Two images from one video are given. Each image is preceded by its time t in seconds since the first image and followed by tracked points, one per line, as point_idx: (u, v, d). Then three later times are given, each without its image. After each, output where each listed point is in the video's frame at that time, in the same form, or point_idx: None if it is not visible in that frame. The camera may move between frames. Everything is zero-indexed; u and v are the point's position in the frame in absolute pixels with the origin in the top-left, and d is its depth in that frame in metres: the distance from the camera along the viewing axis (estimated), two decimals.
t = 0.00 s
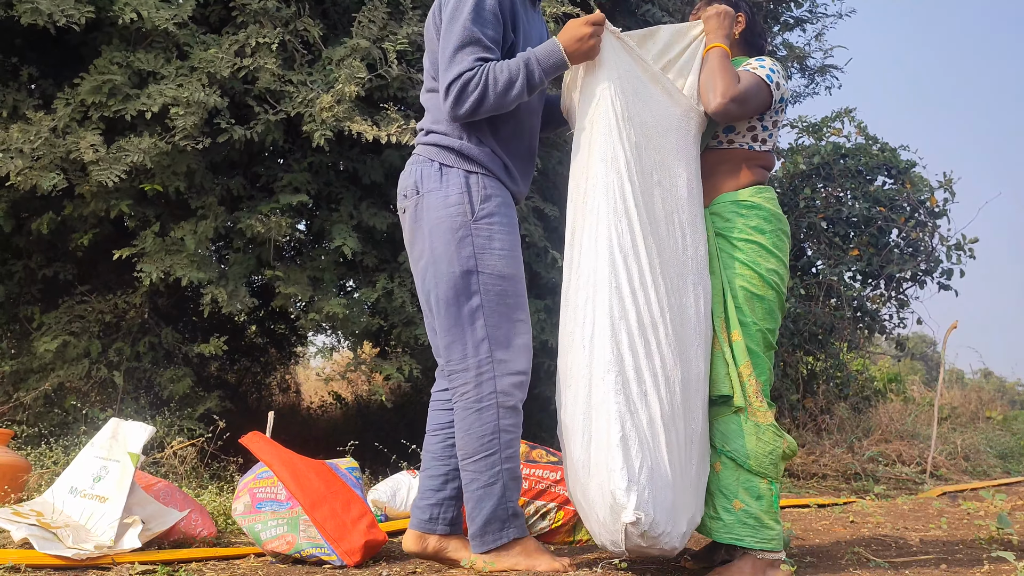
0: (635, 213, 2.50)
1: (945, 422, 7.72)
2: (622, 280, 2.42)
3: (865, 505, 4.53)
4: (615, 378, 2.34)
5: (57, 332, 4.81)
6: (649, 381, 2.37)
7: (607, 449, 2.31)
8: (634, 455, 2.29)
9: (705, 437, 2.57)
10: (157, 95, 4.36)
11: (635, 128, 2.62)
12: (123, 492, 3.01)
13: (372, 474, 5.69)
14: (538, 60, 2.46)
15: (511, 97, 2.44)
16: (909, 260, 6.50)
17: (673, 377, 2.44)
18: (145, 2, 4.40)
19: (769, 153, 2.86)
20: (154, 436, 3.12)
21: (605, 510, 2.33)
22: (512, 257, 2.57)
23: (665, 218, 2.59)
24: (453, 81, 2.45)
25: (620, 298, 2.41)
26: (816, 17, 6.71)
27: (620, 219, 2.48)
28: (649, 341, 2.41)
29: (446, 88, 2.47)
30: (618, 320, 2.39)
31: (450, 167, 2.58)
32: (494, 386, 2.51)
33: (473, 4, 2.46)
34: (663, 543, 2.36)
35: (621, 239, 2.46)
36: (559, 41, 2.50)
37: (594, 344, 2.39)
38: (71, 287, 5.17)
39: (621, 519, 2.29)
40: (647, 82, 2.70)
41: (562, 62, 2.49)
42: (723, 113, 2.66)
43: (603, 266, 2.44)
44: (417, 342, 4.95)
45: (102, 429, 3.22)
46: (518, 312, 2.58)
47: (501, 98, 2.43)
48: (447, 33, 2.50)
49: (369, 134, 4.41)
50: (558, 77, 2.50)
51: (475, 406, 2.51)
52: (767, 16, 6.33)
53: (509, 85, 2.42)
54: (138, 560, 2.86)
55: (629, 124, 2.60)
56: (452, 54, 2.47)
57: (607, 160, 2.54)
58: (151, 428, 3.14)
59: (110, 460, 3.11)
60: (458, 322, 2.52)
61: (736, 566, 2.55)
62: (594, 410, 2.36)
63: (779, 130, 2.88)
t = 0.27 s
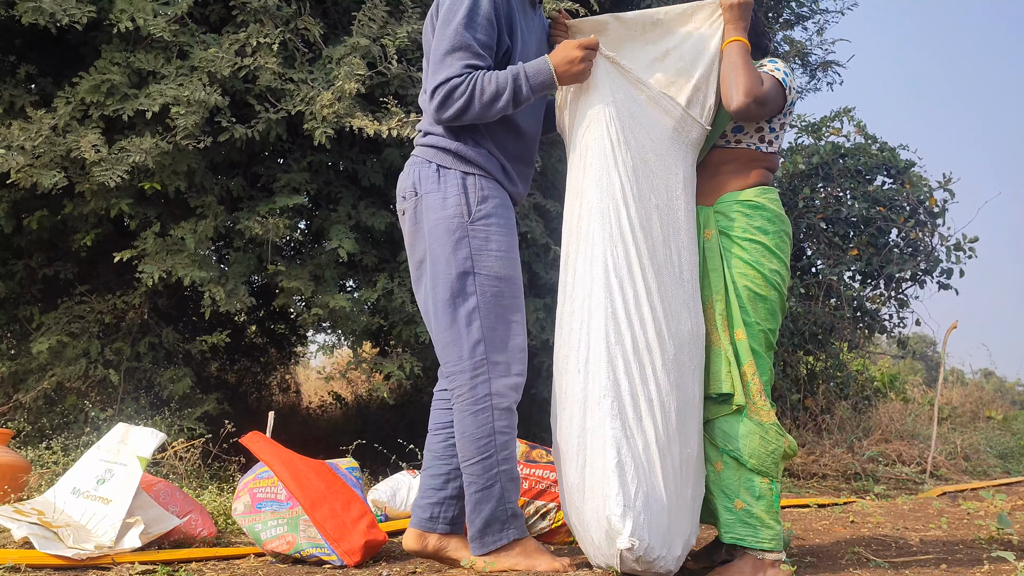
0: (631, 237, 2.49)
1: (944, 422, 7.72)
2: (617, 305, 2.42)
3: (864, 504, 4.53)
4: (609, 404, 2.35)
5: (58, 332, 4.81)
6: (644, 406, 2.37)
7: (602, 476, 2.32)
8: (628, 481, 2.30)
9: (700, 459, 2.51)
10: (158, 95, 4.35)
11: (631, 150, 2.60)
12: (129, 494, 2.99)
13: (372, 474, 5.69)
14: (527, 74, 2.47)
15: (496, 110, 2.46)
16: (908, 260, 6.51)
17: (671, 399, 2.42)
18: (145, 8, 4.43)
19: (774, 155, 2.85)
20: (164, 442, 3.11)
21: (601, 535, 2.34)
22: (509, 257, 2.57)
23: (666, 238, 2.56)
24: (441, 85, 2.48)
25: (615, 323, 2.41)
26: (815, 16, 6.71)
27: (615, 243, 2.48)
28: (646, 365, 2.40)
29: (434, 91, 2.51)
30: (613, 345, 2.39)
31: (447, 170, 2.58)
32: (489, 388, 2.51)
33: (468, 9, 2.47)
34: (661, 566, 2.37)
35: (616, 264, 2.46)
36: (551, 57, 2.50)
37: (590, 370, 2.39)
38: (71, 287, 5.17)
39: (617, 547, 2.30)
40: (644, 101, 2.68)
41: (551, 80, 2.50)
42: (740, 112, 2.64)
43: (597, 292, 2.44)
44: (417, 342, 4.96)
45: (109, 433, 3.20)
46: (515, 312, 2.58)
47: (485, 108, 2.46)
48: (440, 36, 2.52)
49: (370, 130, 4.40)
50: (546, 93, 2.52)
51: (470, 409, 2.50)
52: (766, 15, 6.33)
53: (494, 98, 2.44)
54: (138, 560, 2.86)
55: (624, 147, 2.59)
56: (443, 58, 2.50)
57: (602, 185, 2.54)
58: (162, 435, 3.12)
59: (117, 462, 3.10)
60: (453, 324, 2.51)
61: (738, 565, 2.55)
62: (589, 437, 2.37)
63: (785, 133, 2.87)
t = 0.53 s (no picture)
0: (628, 243, 2.45)
1: (945, 422, 7.72)
2: (612, 312, 2.38)
3: (864, 504, 4.52)
4: (606, 413, 2.31)
5: (58, 332, 4.81)
6: (641, 413, 2.35)
7: (600, 485, 2.29)
8: (628, 490, 2.27)
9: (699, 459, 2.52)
10: (155, 90, 4.34)
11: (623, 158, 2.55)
12: (135, 501, 2.97)
13: (372, 474, 5.69)
14: (517, 77, 2.46)
15: (485, 113, 2.47)
16: (908, 259, 6.51)
17: (667, 406, 2.40)
18: None
19: (777, 156, 2.86)
20: (177, 457, 3.12)
21: (600, 542, 2.32)
22: (507, 258, 2.57)
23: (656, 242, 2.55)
24: (430, 89, 2.49)
25: (611, 331, 2.37)
26: (815, 16, 6.71)
27: (612, 250, 2.43)
28: (642, 372, 2.37)
29: (423, 94, 2.52)
30: (609, 352, 2.35)
31: (442, 172, 2.58)
32: (488, 388, 2.51)
33: (458, 12, 2.47)
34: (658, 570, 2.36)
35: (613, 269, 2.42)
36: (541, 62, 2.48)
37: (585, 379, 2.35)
38: (71, 287, 5.17)
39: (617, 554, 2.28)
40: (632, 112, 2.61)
41: (540, 86, 2.48)
42: (767, 80, 2.63)
43: (594, 299, 2.39)
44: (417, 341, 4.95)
45: (120, 439, 3.22)
46: (513, 313, 2.58)
47: (477, 113, 2.47)
48: (430, 39, 2.52)
49: (368, 126, 4.41)
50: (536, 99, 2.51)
51: (470, 409, 2.50)
52: (766, 14, 6.34)
53: (484, 101, 2.44)
54: (138, 560, 2.86)
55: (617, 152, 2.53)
56: (433, 61, 2.50)
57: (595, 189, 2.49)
58: (172, 447, 3.14)
59: (124, 469, 3.11)
60: (451, 326, 2.52)
61: (739, 562, 2.56)
62: (585, 445, 2.33)
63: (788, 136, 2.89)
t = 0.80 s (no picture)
0: (601, 256, 2.38)
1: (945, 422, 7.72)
2: (583, 329, 2.31)
3: (864, 504, 4.52)
4: (586, 433, 2.23)
5: (58, 331, 4.81)
6: (625, 426, 2.28)
7: (589, 506, 2.20)
8: (621, 504, 2.20)
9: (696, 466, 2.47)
10: (156, 89, 4.34)
11: (591, 169, 2.47)
12: (137, 501, 2.97)
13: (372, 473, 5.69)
14: (472, 93, 2.41)
15: (434, 123, 2.45)
16: (908, 259, 6.51)
17: (653, 416, 2.33)
18: None
19: (782, 158, 2.87)
20: (178, 457, 3.13)
21: (598, 562, 2.24)
22: (491, 260, 2.58)
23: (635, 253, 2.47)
24: (389, 91, 2.52)
25: (585, 348, 2.29)
26: (815, 15, 6.71)
27: (583, 264, 2.36)
28: (623, 386, 2.30)
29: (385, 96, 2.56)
30: (583, 371, 2.27)
31: (418, 180, 2.61)
32: (480, 388, 2.49)
33: (431, 23, 2.49)
34: None
35: (586, 284, 2.35)
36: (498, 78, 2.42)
37: (558, 401, 2.27)
38: (71, 287, 5.17)
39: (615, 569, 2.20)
40: (591, 131, 2.56)
41: (492, 107, 2.43)
42: (781, 80, 2.64)
43: (566, 317, 2.32)
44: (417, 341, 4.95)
45: (121, 440, 3.22)
46: (499, 314, 2.58)
47: (427, 120, 2.45)
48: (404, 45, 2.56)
49: (367, 130, 4.41)
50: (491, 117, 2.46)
51: (463, 410, 2.49)
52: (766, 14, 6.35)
53: (434, 112, 2.43)
54: (138, 560, 2.86)
55: (583, 165, 2.45)
56: (400, 66, 2.53)
57: (563, 202, 2.41)
58: (173, 449, 3.15)
59: (124, 469, 3.11)
60: (437, 332, 2.53)
61: (741, 561, 2.55)
62: (566, 469, 2.25)
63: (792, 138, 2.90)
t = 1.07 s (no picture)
0: (581, 260, 2.34)
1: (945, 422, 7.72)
2: (565, 336, 2.28)
3: (864, 504, 4.52)
4: (574, 439, 2.22)
5: (59, 331, 4.81)
6: (614, 430, 2.26)
7: (582, 513, 2.19)
8: (613, 508, 2.19)
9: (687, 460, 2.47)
10: (158, 89, 4.35)
11: (562, 178, 2.43)
12: (137, 503, 2.97)
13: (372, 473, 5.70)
14: (440, 110, 2.42)
15: (407, 142, 2.47)
16: (909, 259, 6.51)
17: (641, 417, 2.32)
18: None
19: (779, 162, 2.87)
20: (180, 462, 3.11)
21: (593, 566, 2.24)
22: (449, 268, 2.60)
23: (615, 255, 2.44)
24: (364, 113, 2.55)
25: (569, 354, 2.26)
26: (817, 15, 6.71)
27: (563, 270, 2.34)
28: (610, 390, 2.27)
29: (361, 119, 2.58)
30: (567, 377, 2.25)
31: (377, 202, 2.69)
32: (450, 390, 2.52)
33: (402, 46, 2.52)
34: None
35: (566, 290, 2.32)
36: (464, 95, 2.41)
37: (544, 409, 2.24)
38: (71, 286, 5.17)
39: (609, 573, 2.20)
40: (563, 134, 2.49)
41: (460, 125, 2.42)
42: (788, 75, 2.63)
43: (550, 323, 2.29)
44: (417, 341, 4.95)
45: (121, 441, 3.22)
46: (463, 320, 2.58)
47: (403, 140, 2.46)
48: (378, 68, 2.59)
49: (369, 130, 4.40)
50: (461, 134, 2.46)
51: (431, 413, 2.53)
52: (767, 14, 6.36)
53: (405, 131, 2.45)
54: (138, 560, 2.86)
55: (553, 175, 2.42)
56: (374, 87, 2.56)
57: (536, 213, 2.39)
58: (174, 451, 3.14)
59: (126, 470, 3.11)
60: (402, 343, 2.60)
61: (741, 561, 2.54)
62: (556, 476, 2.24)
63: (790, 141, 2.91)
